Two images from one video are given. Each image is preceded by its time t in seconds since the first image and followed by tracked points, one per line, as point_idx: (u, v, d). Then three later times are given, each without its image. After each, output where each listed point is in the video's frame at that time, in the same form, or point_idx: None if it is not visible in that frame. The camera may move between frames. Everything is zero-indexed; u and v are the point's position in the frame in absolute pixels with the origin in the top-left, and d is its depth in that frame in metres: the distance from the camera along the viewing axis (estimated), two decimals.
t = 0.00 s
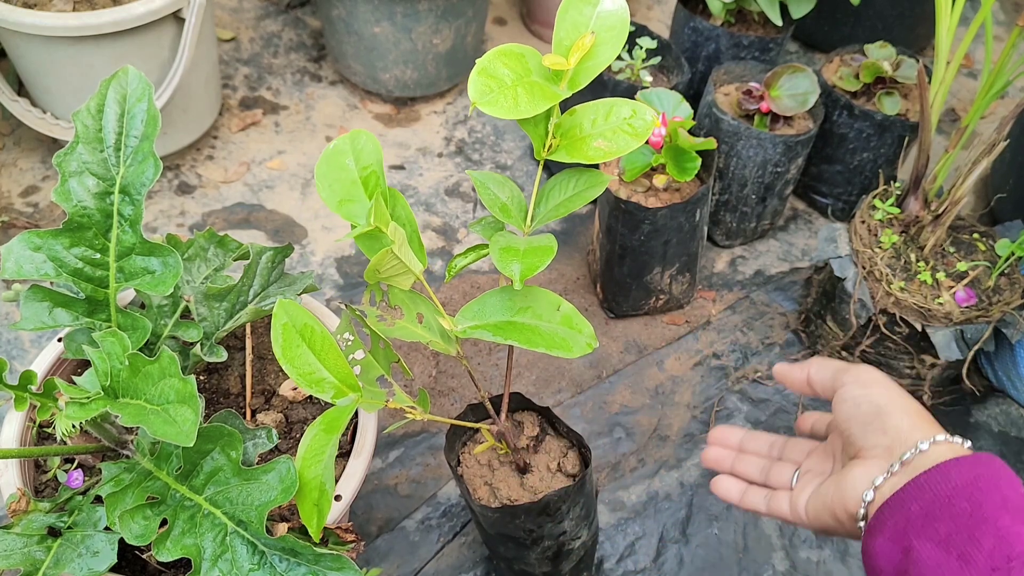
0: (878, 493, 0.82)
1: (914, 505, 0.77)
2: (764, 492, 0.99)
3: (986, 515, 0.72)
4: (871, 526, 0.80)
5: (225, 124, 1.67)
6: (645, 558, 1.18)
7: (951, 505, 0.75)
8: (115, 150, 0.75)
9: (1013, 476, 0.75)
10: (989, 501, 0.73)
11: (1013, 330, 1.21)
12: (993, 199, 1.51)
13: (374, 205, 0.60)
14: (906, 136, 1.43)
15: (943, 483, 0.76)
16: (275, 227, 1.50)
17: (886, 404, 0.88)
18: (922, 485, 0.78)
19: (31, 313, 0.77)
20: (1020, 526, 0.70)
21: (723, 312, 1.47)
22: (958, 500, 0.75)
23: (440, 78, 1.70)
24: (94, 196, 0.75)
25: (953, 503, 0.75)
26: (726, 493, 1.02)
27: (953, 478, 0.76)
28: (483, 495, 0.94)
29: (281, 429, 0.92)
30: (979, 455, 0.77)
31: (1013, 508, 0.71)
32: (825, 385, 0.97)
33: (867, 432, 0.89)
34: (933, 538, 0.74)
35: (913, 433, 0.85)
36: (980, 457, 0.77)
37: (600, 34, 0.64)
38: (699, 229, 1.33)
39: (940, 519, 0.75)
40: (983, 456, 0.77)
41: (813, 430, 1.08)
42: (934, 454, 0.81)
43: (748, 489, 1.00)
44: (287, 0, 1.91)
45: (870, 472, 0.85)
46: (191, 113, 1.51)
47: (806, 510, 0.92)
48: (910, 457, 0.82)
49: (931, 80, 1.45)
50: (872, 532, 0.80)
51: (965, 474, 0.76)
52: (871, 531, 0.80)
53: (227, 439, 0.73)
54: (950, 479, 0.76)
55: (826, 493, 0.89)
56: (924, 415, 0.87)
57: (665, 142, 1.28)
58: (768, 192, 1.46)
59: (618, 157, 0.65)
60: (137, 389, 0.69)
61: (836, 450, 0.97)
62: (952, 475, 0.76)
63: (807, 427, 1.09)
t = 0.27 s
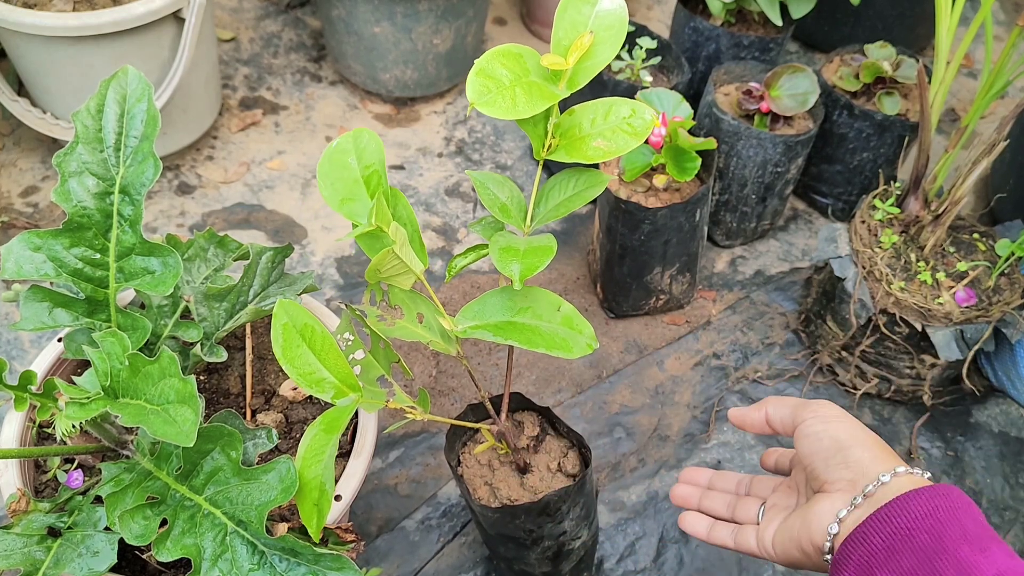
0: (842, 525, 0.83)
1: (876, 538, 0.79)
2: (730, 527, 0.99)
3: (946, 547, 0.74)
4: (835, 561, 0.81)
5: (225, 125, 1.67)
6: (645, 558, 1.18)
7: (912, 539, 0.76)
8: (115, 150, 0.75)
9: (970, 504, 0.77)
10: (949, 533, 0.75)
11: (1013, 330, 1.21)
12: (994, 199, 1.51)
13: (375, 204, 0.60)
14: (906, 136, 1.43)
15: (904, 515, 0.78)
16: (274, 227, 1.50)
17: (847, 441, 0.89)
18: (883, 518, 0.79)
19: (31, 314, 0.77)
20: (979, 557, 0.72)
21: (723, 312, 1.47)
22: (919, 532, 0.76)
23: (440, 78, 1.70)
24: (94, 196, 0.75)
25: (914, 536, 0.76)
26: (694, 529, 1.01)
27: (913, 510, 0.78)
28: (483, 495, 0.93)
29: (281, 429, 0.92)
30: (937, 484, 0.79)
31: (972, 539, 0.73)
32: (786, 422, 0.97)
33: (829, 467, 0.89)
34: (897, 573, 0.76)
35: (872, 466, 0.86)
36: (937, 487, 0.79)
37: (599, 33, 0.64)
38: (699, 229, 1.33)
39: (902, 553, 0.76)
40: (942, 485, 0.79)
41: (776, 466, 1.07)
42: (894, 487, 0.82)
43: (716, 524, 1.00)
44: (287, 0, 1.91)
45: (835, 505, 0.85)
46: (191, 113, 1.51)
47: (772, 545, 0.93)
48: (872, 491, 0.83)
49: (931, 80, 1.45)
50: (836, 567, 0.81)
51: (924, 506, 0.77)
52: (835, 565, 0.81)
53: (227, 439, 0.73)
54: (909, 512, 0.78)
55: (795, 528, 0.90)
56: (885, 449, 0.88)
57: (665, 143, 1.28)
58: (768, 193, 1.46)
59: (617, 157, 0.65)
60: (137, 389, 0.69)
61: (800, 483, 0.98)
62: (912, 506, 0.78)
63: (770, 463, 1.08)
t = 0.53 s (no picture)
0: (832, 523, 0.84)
1: (865, 534, 0.78)
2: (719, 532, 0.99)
3: (937, 540, 0.73)
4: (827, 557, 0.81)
5: (226, 124, 1.67)
6: (645, 558, 1.18)
7: (901, 533, 0.76)
8: (115, 150, 0.75)
9: (961, 497, 0.76)
10: (939, 526, 0.74)
11: (1013, 330, 1.21)
12: (994, 199, 1.51)
13: (371, 205, 0.59)
14: (906, 136, 1.43)
15: (893, 509, 0.77)
16: (275, 227, 1.50)
17: (828, 434, 0.88)
18: (873, 513, 0.79)
19: (31, 313, 0.77)
20: (970, 551, 0.71)
21: (722, 312, 1.47)
22: (908, 527, 0.76)
23: (440, 78, 1.70)
24: (94, 196, 0.76)
25: (903, 530, 0.76)
26: (685, 540, 1.01)
27: (903, 504, 0.77)
28: (483, 495, 0.94)
29: (281, 430, 0.92)
30: (927, 477, 0.78)
31: (963, 533, 0.72)
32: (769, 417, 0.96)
33: (814, 462, 0.89)
34: (886, 567, 0.75)
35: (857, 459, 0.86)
36: (928, 481, 0.78)
37: (600, 33, 0.64)
38: (699, 229, 1.33)
39: (891, 547, 0.76)
40: (932, 478, 0.78)
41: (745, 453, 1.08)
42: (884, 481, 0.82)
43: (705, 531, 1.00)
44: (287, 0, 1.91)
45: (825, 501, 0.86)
46: (191, 113, 1.51)
47: (761, 542, 0.93)
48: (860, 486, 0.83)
49: (930, 80, 1.45)
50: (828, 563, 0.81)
51: (914, 500, 0.77)
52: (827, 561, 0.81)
53: (227, 439, 0.73)
54: (898, 507, 0.77)
55: (783, 526, 0.90)
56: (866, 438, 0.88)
57: (665, 143, 1.28)
58: (768, 193, 1.46)
59: (618, 158, 0.65)
60: (137, 389, 0.69)
61: (782, 475, 0.98)
62: (901, 500, 0.77)
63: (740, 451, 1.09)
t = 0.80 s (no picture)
0: (859, 483, 0.89)
1: (892, 500, 0.83)
2: (713, 450, 1.07)
3: (966, 513, 0.77)
4: (850, 516, 0.86)
5: (225, 124, 1.67)
6: (645, 558, 1.18)
7: (929, 502, 0.80)
8: (115, 150, 0.75)
9: (990, 474, 0.81)
10: (968, 500, 0.78)
11: (1013, 330, 1.21)
12: (994, 199, 1.51)
13: (369, 206, 0.59)
14: (906, 136, 1.43)
15: (920, 479, 0.82)
16: (274, 227, 1.50)
17: (870, 390, 0.91)
18: (900, 481, 0.83)
19: (31, 314, 0.77)
20: (999, 525, 0.75)
21: (723, 312, 1.47)
22: (936, 498, 0.80)
23: (440, 78, 1.70)
24: (94, 196, 0.75)
25: (930, 499, 0.80)
26: (684, 449, 1.10)
27: (932, 476, 0.82)
28: (483, 495, 0.93)
29: (281, 430, 0.92)
30: (959, 452, 0.83)
31: (992, 508, 0.77)
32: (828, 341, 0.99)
33: (851, 414, 0.92)
34: (910, 534, 0.80)
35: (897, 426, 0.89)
36: (959, 455, 0.83)
37: (601, 33, 0.64)
38: (699, 229, 1.33)
39: (918, 514, 0.80)
40: (963, 453, 0.83)
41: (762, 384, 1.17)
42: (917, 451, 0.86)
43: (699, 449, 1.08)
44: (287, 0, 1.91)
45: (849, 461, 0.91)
46: (191, 113, 1.51)
47: (761, 475, 1.00)
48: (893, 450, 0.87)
49: (930, 80, 1.45)
50: (849, 525, 0.86)
51: (944, 472, 0.81)
52: (850, 520, 0.86)
53: (227, 439, 0.73)
54: (929, 477, 0.82)
55: (796, 467, 0.96)
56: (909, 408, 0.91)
57: (664, 143, 1.28)
58: (768, 192, 1.46)
59: (619, 158, 0.65)
60: (137, 389, 0.69)
61: (795, 412, 1.04)
62: (930, 472, 0.82)
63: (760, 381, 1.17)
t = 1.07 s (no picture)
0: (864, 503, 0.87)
1: (870, 523, 0.84)
2: (688, 560, 1.01)
3: (945, 531, 0.78)
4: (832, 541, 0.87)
5: (226, 124, 1.67)
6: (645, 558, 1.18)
7: (908, 522, 0.81)
8: (115, 150, 0.75)
9: (964, 478, 0.81)
10: (945, 516, 0.79)
11: (1013, 330, 1.21)
12: (994, 199, 1.51)
13: (370, 205, 0.59)
14: (906, 136, 1.43)
15: (896, 499, 0.82)
16: (275, 227, 1.50)
17: (808, 454, 0.87)
18: (876, 502, 0.83)
19: (31, 314, 0.77)
20: (978, 541, 0.76)
21: (723, 312, 1.47)
22: (915, 516, 0.81)
23: (440, 78, 1.70)
24: (94, 196, 0.76)
25: (908, 518, 0.81)
26: None
27: (907, 494, 0.82)
28: (483, 495, 0.94)
29: (281, 429, 0.92)
30: (928, 461, 0.82)
31: (970, 520, 0.77)
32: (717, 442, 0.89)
33: (807, 487, 0.89)
34: (894, 555, 0.82)
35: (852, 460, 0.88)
36: (930, 463, 0.82)
37: (600, 33, 0.64)
38: (699, 229, 1.33)
39: (899, 534, 0.82)
40: (934, 460, 0.82)
41: (629, 468, 1.04)
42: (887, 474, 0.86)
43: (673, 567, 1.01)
44: None
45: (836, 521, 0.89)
46: (191, 113, 1.51)
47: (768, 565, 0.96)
48: (865, 495, 0.86)
49: (931, 80, 1.45)
50: (833, 553, 0.87)
51: (918, 487, 0.81)
52: (832, 545, 0.87)
53: (227, 439, 0.73)
54: (904, 495, 0.82)
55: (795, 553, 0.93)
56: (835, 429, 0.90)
57: (665, 143, 1.28)
58: (768, 192, 1.46)
59: (618, 157, 0.65)
60: (137, 390, 0.69)
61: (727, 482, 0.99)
62: (905, 489, 0.82)
63: (623, 466, 1.05)
